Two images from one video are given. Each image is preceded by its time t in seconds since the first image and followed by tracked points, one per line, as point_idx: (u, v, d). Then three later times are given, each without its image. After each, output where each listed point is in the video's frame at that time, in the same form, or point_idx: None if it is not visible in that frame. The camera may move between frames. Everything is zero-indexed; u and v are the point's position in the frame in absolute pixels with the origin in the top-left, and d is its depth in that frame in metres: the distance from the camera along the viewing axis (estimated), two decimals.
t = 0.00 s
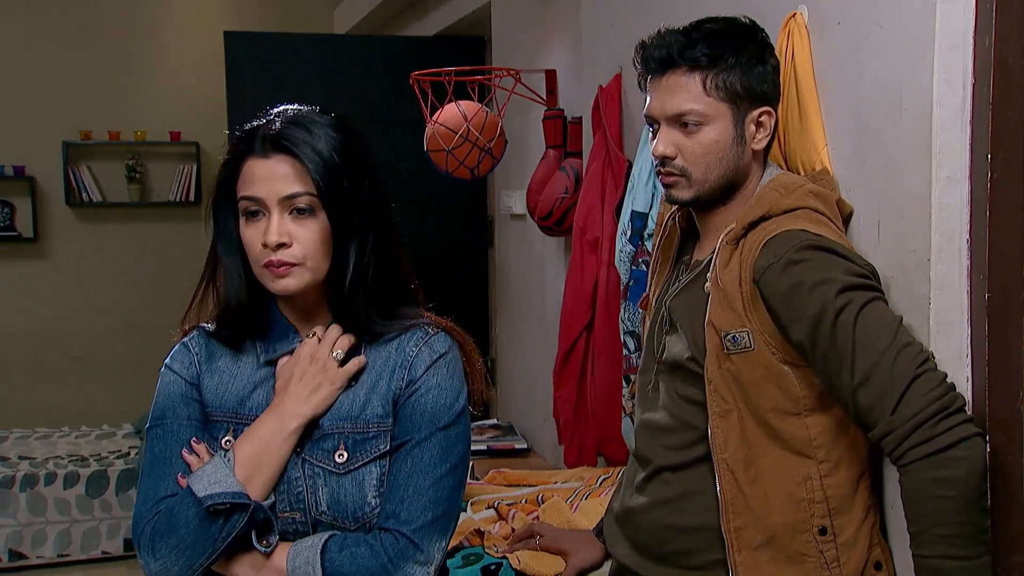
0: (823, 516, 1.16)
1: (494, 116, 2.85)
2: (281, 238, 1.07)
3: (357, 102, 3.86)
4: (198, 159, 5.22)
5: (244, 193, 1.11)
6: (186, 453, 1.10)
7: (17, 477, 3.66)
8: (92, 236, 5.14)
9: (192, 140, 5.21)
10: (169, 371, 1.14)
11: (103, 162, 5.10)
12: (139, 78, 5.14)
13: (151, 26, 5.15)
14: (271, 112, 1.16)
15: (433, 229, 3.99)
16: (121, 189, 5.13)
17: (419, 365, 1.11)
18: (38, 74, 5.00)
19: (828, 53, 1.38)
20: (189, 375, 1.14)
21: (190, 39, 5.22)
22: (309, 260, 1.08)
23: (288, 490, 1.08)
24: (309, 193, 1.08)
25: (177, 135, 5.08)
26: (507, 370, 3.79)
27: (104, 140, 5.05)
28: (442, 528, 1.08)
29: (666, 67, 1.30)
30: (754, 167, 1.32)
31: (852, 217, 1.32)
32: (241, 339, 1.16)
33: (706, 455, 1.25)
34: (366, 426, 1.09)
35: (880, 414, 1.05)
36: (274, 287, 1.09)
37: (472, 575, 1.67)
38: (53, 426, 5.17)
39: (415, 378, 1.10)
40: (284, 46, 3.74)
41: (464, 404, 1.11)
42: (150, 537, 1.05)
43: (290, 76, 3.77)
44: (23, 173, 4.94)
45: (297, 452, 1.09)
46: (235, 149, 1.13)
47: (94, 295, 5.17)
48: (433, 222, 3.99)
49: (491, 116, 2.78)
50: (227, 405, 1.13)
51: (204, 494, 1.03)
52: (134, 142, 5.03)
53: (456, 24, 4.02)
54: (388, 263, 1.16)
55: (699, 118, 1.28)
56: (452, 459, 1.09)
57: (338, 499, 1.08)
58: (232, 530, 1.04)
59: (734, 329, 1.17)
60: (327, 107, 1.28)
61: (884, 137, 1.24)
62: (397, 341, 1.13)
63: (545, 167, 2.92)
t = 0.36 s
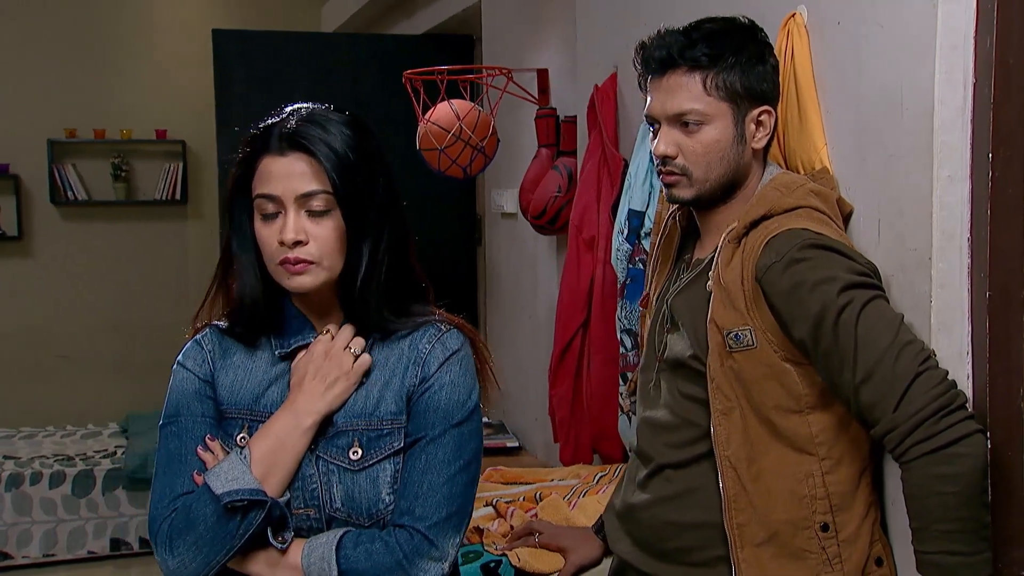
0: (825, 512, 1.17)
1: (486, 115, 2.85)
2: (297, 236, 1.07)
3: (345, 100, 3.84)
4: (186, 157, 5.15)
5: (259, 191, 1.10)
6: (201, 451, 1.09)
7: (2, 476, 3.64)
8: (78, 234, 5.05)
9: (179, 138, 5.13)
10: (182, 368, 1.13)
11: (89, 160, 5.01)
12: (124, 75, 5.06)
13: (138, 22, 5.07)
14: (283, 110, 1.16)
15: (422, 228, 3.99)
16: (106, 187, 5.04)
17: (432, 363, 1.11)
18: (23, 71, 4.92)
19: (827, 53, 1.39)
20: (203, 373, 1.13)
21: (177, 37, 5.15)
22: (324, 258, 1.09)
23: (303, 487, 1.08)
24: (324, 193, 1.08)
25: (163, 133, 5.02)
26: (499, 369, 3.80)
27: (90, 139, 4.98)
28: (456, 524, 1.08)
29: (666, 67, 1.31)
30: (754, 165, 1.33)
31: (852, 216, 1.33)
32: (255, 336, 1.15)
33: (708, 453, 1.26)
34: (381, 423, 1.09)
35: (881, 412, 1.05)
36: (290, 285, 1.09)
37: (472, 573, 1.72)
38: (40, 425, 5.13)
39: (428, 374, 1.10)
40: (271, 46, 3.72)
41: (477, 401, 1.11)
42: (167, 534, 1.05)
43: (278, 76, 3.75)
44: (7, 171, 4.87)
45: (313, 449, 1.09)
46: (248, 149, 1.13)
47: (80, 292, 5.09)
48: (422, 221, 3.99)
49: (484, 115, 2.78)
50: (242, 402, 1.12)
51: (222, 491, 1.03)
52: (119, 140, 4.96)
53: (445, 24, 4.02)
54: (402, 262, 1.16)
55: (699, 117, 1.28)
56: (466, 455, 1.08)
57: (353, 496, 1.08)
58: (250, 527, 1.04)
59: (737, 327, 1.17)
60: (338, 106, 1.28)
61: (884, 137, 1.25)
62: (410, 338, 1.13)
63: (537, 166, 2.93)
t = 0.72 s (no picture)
0: (825, 509, 1.18)
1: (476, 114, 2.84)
2: (310, 234, 1.07)
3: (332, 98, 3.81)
4: (169, 157, 5.06)
5: (271, 189, 1.10)
6: (213, 448, 1.10)
7: None
8: (60, 234, 4.93)
9: (163, 137, 5.05)
10: (192, 366, 1.13)
11: (72, 159, 4.90)
12: (107, 73, 4.97)
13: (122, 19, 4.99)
14: (294, 110, 1.16)
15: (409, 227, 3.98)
16: (89, 186, 4.92)
17: (441, 360, 1.10)
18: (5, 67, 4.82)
19: (825, 54, 1.40)
20: (213, 371, 1.13)
21: (162, 34, 5.06)
22: (335, 258, 1.09)
23: (314, 485, 1.08)
24: (337, 192, 1.09)
25: (147, 132, 4.94)
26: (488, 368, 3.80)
27: (73, 137, 4.87)
28: (466, 521, 1.08)
29: (667, 65, 1.32)
30: (752, 165, 1.33)
31: (849, 215, 1.34)
32: (266, 334, 1.15)
33: (707, 450, 1.27)
34: (391, 421, 1.09)
35: (881, 409, 1.06)
36: (301, 284, 1.09)
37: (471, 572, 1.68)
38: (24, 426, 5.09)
39: (437, 372, 1.10)
40: (257, 41, 3.67)
41: (486, 398, 1.11)
42: (180, 531, 1.05)
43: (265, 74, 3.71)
44: None
45: (324, 447, 1.09)
46: (261, 148, 1.13)
47: (62, 292, 4.96)
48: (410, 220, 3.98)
49: (474, 115, 2.78)
50: (252, 399, 1.13)
51: (235, 488, 1.03)
52: (102, 139, 4.86)
53: (432, 23, 4.01)
54: (411, 261, 1.15)
55: (699, 116, 1.29)
56: (475, 453, 1.08)
57: (363, 494, 1.08)
58: (262, 523, 1.04)
59: (736, 326, 1.18)
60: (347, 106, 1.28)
61: (883, 137, 1.27)
62: (417, 336, 1.12)
63: (528, 165, 2.94)
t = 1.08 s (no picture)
0: (823, 505, 1.19)
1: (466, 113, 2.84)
2: (322, 233, 1.08)
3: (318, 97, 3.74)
4: (152, 157, 4.92)
5: (284, 188, 1.10)
6: (224, 442, 1.10)
7: None
8: (42, 234, 4.78)
9: (147, 136, 4.91)
10: (203, 361, 1.13)
11: (55, 158, 4.76)
12: (90, 71, 4.81)
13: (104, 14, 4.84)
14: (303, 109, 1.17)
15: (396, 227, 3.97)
16: (73, 186, 4.78)
17: (450, 357, 1.11)
18: None
19: (821, 55, 1.41)
20: (223, 366, 1.13)
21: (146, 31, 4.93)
22: (347, 256, 1.09)
23: (324, 479, 1.09)
24: (349, 191, 1.09)
25: (131, 131, 4.80)
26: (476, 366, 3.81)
27: (56, 136, 4.72)
28: (477, 516, 1.08)
29: (667, 64, 1.32)
30: (750, 165, 1.35)
31: (845, 215, 1.35)
32: (278, 330, 1.15)
33: (706, 448, 1.28)
34: (401, 417, 1.09)
35: (880, 406, 1.07)
36: (313, 283, 1.09)
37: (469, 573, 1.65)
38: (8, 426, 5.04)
39: (447, 368, 1.10)
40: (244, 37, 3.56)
41: (495, 395, 1.12)
42: (192, 524, 1.05)
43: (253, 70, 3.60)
44: None
45: (334, 442, 1.09)
46: (270, 147, 1.13)
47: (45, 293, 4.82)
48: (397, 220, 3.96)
49: (464, 115, 2.78)
50: (262, 394, 1.13)
51: (248, 481, 1.03)
52: (86, 138, 4.72)
53: (419, 22, 3.99)
54: (420, 260, 1.16)
55: (697, 114, 1.29)
56: (486, 448, 1.09)
57: (374, 489, 1.08)
58: (274, 517, 1.03)
59: (735, 324, 1.19)
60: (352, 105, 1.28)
61: (880, 137, 1.28)
62: (427, 333, 1.13)
63: (518, 165, 2.95)
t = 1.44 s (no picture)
0: (819, 502, 1.20)
1: (456, 114, 2.84)
2: (330, 232, 1.08)
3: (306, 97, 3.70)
4: (138, 157, 4.86)
5: (293, 188, 1.11)
6: (233, 439, 1.10)
7: None
8: (25, 235, 4.71)
9: (131, 136, 4.85)
10: (211, 358, 1.13)
11: (38, 157, 4.68)
12: (74, 70, 4.76)
13: (89, 12, 4.79)
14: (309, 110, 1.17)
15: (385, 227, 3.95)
16: (57, 186, 4.72)
17: (458, 355, 1.11)
18: None
19: (817, 56, 1.43)
20: (231, 363, 1.14)
21: (130, 28, 4.87)
22: (354, 255, 1.09)
23: (332, 476, 1.09)
24: (357, 191, 1.10)
25: (115, 130, 4.74)
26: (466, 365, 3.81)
27: (39, 135, 4.66)
28: (483, 513, 1.09)
29: (667, 64, 1.33)
30: (748, 165, 1.36)
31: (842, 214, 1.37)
32: (287, 328, 1.15)
33: (703, 447, 1.29)
34: (409, 414, 1.09)
35: (879, 404, 1.09)
36: (321, 282, 1.10)
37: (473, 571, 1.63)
38: None
39: (455, 366, 1.11)
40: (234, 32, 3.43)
41: (502, 393, 1.12)
42: (202, 520, 1.05)
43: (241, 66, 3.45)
44: None
45: (342, 439, 1.09)
46: (279, 147, 1.14)
47: (29, 294, 4.76)
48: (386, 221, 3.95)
49: (455, 115, 2.78)
50: (270, 391, 1.13)
51: (256, 477, 1.03)
52: (70, 137, 4.66)
53: (407, 21, 3.97)
54: (426, 257, 1.16)
55: (696, 114, 1.30)
56: (492, 446, 1.09)
57: (382, 486, 1.09)
58: (283, 513, 1.04)
59: (735, 323, 1.20)
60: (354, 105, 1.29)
61: (876, 137, 1.29)
62: (434, 331, 1.13)
63: (509, 165, 2.95)
